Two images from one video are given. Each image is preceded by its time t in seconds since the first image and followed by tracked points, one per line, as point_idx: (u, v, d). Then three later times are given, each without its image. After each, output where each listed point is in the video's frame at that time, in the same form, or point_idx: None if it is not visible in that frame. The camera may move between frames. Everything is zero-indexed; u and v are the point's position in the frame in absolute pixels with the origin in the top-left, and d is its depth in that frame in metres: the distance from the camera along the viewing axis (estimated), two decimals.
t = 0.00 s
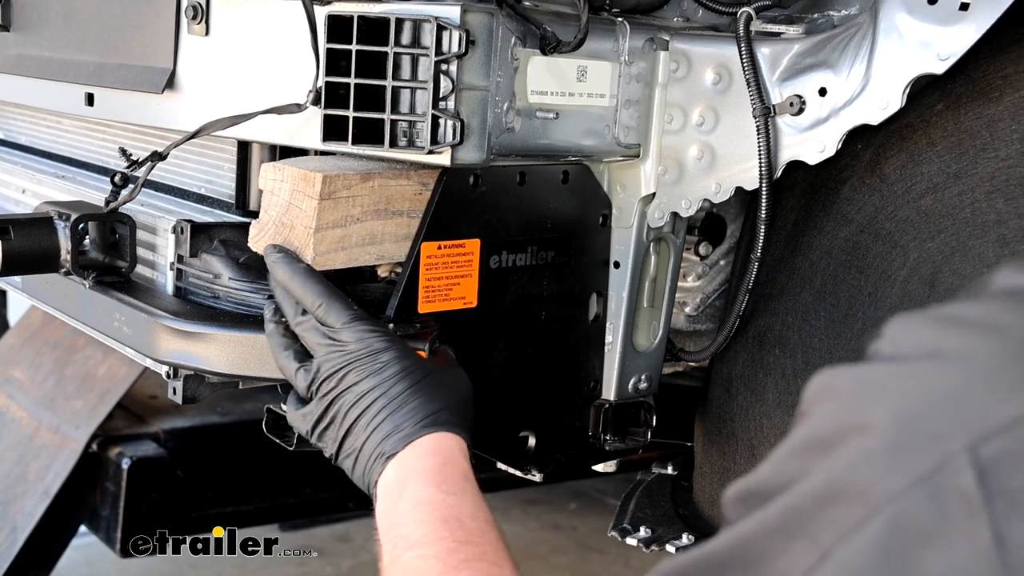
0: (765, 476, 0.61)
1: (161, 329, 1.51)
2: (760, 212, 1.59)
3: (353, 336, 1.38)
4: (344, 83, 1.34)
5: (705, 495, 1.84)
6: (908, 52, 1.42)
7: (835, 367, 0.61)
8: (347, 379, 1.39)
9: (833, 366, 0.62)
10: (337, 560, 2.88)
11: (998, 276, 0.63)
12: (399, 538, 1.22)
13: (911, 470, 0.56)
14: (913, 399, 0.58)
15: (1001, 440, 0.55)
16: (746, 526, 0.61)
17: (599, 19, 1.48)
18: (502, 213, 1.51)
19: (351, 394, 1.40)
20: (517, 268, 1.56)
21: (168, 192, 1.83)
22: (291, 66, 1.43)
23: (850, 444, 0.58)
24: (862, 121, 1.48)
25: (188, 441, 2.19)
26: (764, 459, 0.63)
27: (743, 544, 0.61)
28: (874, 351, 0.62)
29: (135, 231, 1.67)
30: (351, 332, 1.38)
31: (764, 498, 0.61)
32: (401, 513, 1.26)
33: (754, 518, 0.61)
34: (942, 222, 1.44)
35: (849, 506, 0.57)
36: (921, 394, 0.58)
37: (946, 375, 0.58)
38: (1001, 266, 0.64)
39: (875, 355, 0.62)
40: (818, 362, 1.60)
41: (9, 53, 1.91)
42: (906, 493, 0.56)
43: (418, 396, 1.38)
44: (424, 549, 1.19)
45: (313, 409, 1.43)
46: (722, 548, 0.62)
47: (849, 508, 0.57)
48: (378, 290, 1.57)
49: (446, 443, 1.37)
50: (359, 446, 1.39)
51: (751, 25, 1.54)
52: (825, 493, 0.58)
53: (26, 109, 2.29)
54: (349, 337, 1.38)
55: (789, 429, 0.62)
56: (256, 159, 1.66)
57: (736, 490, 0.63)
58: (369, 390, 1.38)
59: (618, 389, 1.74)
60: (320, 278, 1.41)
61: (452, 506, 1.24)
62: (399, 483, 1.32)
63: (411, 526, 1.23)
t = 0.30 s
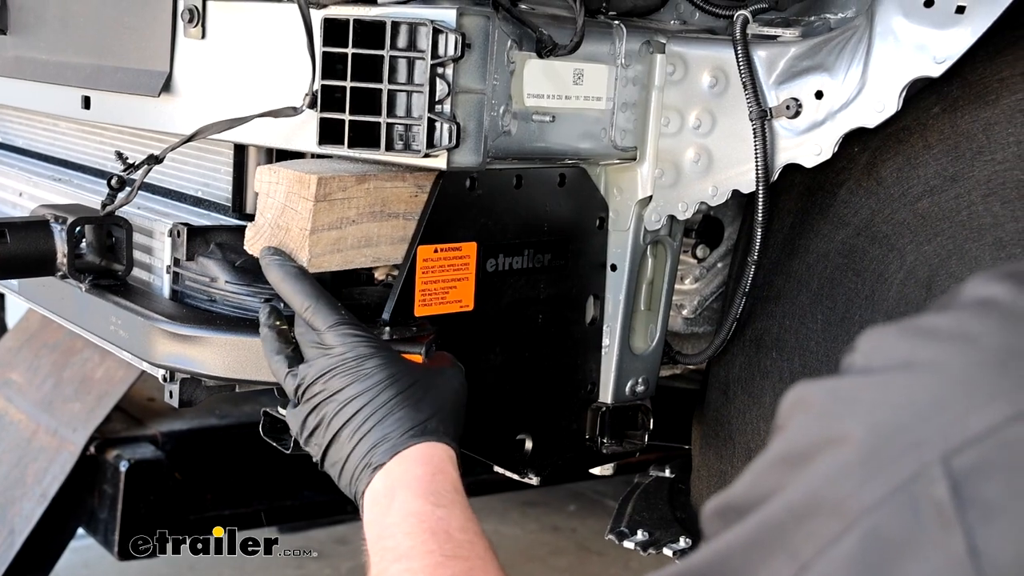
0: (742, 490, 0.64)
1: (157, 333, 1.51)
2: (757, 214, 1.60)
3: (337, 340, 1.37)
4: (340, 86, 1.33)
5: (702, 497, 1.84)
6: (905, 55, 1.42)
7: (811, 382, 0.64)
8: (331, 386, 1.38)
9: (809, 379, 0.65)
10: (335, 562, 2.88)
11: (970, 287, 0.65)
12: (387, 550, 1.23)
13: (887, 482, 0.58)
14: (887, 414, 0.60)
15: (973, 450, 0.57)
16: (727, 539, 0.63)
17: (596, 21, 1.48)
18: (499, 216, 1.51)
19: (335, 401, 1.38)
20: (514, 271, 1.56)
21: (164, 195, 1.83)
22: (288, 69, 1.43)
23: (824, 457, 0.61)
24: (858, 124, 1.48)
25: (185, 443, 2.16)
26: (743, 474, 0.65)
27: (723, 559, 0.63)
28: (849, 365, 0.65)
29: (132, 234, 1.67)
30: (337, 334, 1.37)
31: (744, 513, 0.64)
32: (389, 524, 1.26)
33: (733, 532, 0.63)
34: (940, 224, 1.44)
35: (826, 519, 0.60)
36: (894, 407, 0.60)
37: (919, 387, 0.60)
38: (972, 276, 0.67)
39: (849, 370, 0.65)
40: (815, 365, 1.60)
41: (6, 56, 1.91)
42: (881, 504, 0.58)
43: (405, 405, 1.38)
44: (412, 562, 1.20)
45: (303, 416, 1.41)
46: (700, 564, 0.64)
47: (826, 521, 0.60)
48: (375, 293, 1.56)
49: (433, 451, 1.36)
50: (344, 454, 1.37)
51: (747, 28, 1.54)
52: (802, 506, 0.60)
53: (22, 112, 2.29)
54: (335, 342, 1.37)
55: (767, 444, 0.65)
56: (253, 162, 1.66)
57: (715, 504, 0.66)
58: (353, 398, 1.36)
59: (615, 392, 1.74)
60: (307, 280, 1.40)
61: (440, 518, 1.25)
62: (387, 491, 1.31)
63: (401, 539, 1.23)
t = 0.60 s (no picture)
0: (731, 503, 0.63)
1: (156, 334, 1.50)
2: (756, 215, 1.59)
3: (338, 340, 1.36)
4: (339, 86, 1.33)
5: (702, 498, 1.84)
6: (905, 55, 1.42)
7: (800, 396, 0.64)
8: (335, 388, 1.37)
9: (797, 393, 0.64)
10: (335, 564, 2.87)
11: (953, 299, 0.64)
12: (398, 550, 1.23)
13: (871, 497, 0.58)
14: (873, 428, 0.59)
15: (954, 466, 0.56)
16: (718, 553, 0.63)
17: (595, 21, 1.48)
18: (498, 216, 1.51)
19: (341, 403, 1.37)
20: (513, 271, 1.56)
21: (163, 196, 1.82)
22: (285, 70, 1.42)
23: (810, 472, 0.60)
24: (858, 124, 1.48)
25: (184, 445, 2.15)
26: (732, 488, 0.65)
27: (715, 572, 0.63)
28: (835, 381, 0.64)
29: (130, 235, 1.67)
30: (338, 334, 1.36)
31: (733, 527, 0.64)
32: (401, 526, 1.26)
33: (723, 546, 0.63)
34: (940, 225, 1.44)
35: (812, 535, 0.59)
36: (879, 422, 0.60)
37: (904, 403, 0.60)
38: (958, 288, 0.66)
39: (835, 385, 0.64)
40: (815, 366, 1.59)
41: (5, 57, 1.91)
42: (865, 521, 0.57)
43: (411, 404, 1.38)
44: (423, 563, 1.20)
45: (308, 417, 1.41)
46: None
47: (813, 537, 0.59)
48: (374, 294, 1.56)
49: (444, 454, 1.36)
50: (357, 454, 1.37)
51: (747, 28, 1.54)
52: (790, 522, 0.60)
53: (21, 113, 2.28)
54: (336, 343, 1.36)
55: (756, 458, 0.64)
56: (251, 163, 1.66)
57: (707, 517, 0.65)
58: (358, 399, 1.36)
59: (614, 393, 1.73)
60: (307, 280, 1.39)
61: (452, 519, 1.24)
62: (400, 493, 1.31)
63: (412, 540, 1.23)
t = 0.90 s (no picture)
0: (735, 495, 0.63)
1: (154, 332, 1.50)
2: (757, 212, 1.59)
3: (336, 340, 1.36)
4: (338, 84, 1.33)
5: (702, 498, 1.83)
6: (906, 52, 1.41)
7: (807, 386, 0.63)
8: (330, 386, 1.37)
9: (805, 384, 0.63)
10: (335, 564, 2.87)
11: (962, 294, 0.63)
12: (384, 547, 1.22)
13: (883, 490, 0.57)
14: (883, 420, 0.59)
15: (970, 458, 0.56)
16: (719, 545, 0.62)
17: (595, 18, 1.47)
18: (498, 213, 1.50)
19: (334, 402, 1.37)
20: (513, 269, 1.55)
21: (162, 195, 1.82)
22: (284, 67, 1.42)
23: (819, 463, 0.59)
24: (859, 121, 1.47)
25: (184, 444, 2.15)
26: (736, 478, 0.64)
27: (717, 564, 0.62)
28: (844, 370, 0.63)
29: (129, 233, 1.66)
30: (336, 334, 1.36)
31: (736, 517, 0.63)
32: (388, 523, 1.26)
33: (724, 537, 0.62)
34: (941, 222, 1.43)
35: (820, 527, 0.58)
36: (890, 414, 0.59)
37: (914, 397, 0.59)
38: (969, 279, 0.65)
39: (844, 374, 0.62)
40: (815, 364, 1.59)
41: (3, 56, 1.90)
42: (876, 513, 0.57)
43: (406, 407, 1.38)
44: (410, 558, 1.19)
45: (299, 413, 1.41)
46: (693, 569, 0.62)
47: (821, 529, 0.58)
48: (373, 292, 1.55)
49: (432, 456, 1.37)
50: (346, 454, 1.37)
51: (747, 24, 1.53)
52: (797, 512, 0.59)
53: (19, 112, 2.28)
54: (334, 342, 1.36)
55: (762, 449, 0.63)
56: (250, 161, 1.66)
57: (709, 507, 0.64)
58: (353, 399, 1.36)
59: (614, 392, 1.73)
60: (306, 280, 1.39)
61: (439, 515, 1.24)
62: (387, 493, 1.31)
63: (399, 536, 1.22)
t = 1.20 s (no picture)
0: (757, 495, 0.62)
1: (155, 332, 1.50)
2: (758, 211, 1.59)
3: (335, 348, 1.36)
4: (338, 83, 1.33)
5: (703, 496, 1.83)
6: (907, 51, 1.41)
7: (832, 386, 0.62)
8: (329, 393, 1.36)
9: (829, 384, 0.63)
10: (336, 564, 2.87)
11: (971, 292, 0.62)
12: (384, 554, 1.19)
13: (914, 492, 0.56)
14: (911, 420, 0.58)
15: (1003, 462, 0.54)
16: (742, 546, 0.61)
17: (595, 17, 1.47)
18: (498, 213, 1.51)
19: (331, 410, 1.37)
20: (513, 269, 1.55)
21: (163, 194, 1.82)
22: (285, 67, 1.42)
23: (846, 464, 0.58)
24: (859, 120, 1.47)
25: (184, 444, 2.14)
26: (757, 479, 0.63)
27: (739, 564, 0.61)
28: (870, 370, 0.62)
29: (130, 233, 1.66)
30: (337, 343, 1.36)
31: (757, 518, 0.62)
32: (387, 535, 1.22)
33: (747, 538, 0.61)
34: (941, 221, 1.44)
35: (848, 529, 0.58)
36: (920, 416, 0.58)
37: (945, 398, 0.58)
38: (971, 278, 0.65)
39: (871, 375, 0.61)
40: (815, 363, 1.59)
41: (4, 55, 1.90)
42: (905, 516, 0.56)
43: (405, 415, 1.36)
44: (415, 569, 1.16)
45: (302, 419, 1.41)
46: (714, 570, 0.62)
47: (850, 531, 0.58)
48: (374, 291, 1.55)
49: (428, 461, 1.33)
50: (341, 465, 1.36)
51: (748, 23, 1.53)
52: (824, 514, 0.58)
53: (20, 112, 2.28)
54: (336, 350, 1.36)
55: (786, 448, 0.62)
56: (251, 160, 1.66)
57: (730, 508, 0.64)
58: (353, 406, 1.35)
59: (615, 391, 1.73)
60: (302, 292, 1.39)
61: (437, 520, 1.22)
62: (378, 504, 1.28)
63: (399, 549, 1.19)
